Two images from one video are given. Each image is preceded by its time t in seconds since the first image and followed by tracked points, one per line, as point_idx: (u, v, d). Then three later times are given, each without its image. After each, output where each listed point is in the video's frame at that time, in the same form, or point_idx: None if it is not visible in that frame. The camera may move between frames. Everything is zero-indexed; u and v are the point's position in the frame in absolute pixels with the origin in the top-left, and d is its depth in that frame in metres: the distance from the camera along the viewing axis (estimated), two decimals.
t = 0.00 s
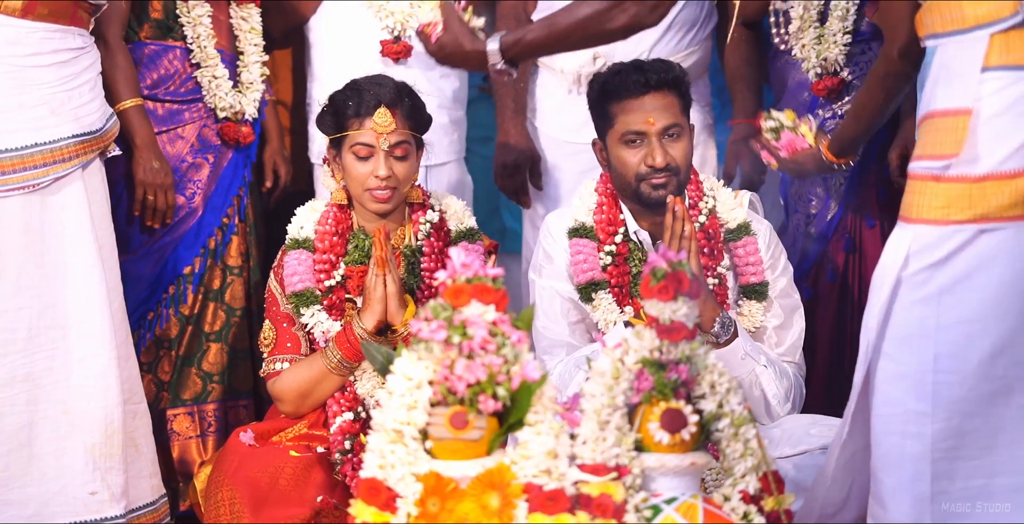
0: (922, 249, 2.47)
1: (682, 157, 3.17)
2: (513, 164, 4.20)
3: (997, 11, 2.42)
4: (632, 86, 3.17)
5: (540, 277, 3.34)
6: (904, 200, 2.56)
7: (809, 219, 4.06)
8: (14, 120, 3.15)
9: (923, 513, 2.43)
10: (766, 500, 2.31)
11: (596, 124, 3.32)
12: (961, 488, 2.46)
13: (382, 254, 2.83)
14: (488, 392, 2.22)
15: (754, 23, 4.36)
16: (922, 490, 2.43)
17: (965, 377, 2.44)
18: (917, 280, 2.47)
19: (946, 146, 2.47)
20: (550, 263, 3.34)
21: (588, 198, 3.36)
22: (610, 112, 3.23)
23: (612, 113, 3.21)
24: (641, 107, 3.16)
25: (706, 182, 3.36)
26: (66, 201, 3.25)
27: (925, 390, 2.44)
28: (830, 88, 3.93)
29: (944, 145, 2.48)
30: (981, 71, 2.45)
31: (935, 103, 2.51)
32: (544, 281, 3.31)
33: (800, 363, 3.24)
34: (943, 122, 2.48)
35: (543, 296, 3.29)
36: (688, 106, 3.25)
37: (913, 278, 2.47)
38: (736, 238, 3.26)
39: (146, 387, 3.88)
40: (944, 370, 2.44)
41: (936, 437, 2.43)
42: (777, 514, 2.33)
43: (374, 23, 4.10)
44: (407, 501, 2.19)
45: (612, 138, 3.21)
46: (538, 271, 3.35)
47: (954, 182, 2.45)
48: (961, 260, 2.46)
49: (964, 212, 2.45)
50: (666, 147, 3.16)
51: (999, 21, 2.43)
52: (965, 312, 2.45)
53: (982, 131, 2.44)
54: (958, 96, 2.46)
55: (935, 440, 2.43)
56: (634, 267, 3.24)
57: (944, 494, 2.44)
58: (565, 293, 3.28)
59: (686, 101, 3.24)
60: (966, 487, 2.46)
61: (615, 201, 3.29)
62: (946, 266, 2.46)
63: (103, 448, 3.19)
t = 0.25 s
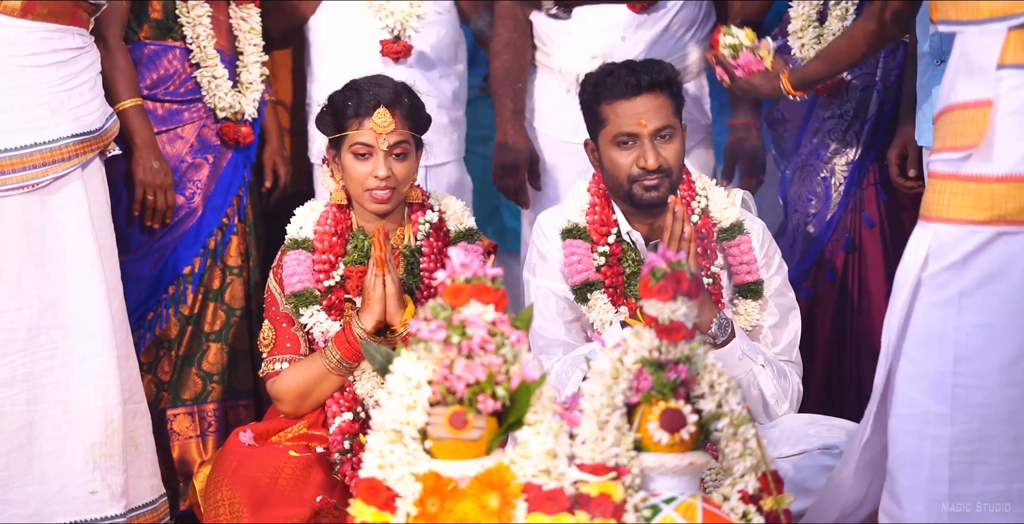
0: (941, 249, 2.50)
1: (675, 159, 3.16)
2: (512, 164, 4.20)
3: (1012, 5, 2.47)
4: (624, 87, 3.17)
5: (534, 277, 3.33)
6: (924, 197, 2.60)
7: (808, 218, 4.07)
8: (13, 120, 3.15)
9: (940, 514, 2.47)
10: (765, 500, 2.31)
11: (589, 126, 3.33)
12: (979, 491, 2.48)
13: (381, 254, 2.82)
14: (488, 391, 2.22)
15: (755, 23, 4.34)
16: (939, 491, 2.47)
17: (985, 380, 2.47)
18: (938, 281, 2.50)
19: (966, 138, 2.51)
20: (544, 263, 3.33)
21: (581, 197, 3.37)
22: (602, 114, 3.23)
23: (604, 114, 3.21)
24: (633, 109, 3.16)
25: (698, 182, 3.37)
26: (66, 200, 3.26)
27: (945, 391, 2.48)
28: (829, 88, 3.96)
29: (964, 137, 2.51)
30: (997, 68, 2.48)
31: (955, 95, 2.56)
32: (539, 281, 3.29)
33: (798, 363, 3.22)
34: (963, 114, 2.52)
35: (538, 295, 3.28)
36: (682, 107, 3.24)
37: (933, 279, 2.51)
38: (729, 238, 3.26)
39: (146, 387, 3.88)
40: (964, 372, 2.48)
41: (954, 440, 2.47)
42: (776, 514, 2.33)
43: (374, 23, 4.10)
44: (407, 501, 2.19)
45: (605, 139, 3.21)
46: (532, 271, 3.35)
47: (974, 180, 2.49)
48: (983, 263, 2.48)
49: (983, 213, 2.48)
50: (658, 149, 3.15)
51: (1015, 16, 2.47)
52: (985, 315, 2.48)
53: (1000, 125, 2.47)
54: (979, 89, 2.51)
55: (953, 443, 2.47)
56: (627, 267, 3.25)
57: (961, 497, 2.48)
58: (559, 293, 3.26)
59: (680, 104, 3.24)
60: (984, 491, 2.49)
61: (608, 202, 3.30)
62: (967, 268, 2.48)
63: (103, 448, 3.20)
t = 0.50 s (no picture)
0: (961, 248, 2.50)
1: (665, 160, 3.15)
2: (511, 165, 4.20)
3: None
4: (612, 88, 3.16)
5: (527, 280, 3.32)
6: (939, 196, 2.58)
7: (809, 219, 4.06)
8: (13, 120, 3.15)
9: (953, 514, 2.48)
10: (764, 500, 2.31)
11: (578, 128, 3.32)
12: (993, 493, 2.49)
13: (380, 255, 2.82)
14: (487, 392, 2.22)
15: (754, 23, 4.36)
16: (953, 491, 2.48)
17: (1003, 383, 2.49)
18: (958, 281, 2.51)
19: (986, 134, 2.49)
20: (536, 264, 3.33)
21: (571, 199, 3.36)
22: (591, 115, 3.23)
23: (593, 115, 3.21)
24: (622, 110, 3.16)
25: (688, 182, 3.39)
26: (66, 200, 3.26)
27: (963, 392, 2.49)
28: (830, 87, 4.00)
29: (984, 133, 2.50)
30: (1013, 67, 2.48)
31: (971, 92, 2.55)
32: (532, 282, 3.29)
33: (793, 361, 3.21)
34: (980, 111, 2.52)
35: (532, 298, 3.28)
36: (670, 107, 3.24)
37: (953, 279, 2.51)
38: (721, 237, 3.26)
39: (146, 387, 3.88)
40: (982, 374, 2.49)
41: (970, 441, 2.48)
42: (776, 514, 2.33)
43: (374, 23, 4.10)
44: (406, 501, 2.20)
45: (595, 141, 3.21)
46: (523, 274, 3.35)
47: (992, 180, 2.48)
48: (1004, 263, 2.49)
49: (1000, 213, 2.48)
50: (648, 150, 3.15)
51: None
52: (1004, 317, 2.49)
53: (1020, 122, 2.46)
54: (996, 86, 2.50)
55: (969, 444, 2.48)
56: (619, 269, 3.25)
57: (974, 498, 2.49)
58: (552, 293, 3.27)
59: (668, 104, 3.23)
60: (998, 493, 2.50)
61: (597, 204, 3.30)
62: (987, 270, 2.49)
63: (103, 448, 3.20)
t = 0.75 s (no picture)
0: (978, 245, 2.55)
1: (653, 160, 3.14)
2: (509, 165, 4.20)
3: None
4: (599, 89, 3.15)
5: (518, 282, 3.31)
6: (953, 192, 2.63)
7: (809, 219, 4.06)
8: (13, 120, 3.15)
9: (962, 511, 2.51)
10: (764, 500, 2.31)
11: (566, 128, 3.30)
12: (1001, 491, 2.54)
13: (380, 255, 2.82)
14: (487, 392, 2.22)
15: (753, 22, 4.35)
16: (962, 487, 2.52)
17: (1014, 381, 2.54)
18: (973, 279, 2.56)
19: (1003, 129, 2.55)
20: (526, 266, 3.33)
21: (560, 200, 3.34)
22: (579, 116, 3.21)
23: (581, 116, 3.20)
24: (610, 110, 3.14)
25: (676, 180, 3.36)
26: (66, 201, 3.26)
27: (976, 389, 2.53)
28: (830, 87, 4.00)
29: (1001, 128, 2.55)
30: None
31: (989, 88, 2.62)
32: (523, 285, 3.29)
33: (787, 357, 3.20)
34: (999, 106, 2.57)
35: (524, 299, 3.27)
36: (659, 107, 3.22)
37: (970, 276, 2.56)
38: (711, 235, 3.24)
39: (146, 388, 3.88)
40: (995, 371, 2.54)
41: (981, 438, 2.52)
42: (776, 514, 2.33)
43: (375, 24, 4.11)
44: (406, 502, 2.20)
45: (583, 142, 3.19)
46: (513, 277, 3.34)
47: (1010, 177, 2.53)
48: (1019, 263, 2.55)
49: (1016, 211, 2.53)
50: (637, 150, 3.13)
51: None
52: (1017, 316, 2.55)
53: None
54: (1015, 83, 2.57)
55: (980, 440, 2.52)
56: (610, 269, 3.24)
57: (983, 495, 2.53)
58: (544, 295, 3.26)
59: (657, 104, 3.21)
60: (1005, 491, 2.54)
61: (587, 205, 3.28)
62: (1003, 269, 2.55)
63: (103, 448, 3.20)
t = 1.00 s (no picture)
0: (986, 238, 2.59)
1: (648, 158, 3.15)
2: (508, 165, 4.21)
3: None
4: (594, 89, 3.16)
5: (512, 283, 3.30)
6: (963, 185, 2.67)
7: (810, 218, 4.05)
8: (14, 120, 3.15)
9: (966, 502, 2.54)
10: (765, 500, 2.31)
11: (558, 126, 3.30)
12: (1004, 482, 2.58)
13: (381, 254, 2.82)
14: (488, 392, 2.22)
15: (753, 23, 4.34)
16: (967, 478, 2.55)
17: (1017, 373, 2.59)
18: (979, 271, 2.60)
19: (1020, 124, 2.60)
20: (521, 267, 3.32)
21: (553, 200, 3.33)
22: (573, 116, 3.21)
23: (575, 115, 3.20)
24: (604, 110, 3.15)
25: (670, 179, 3.35)
26: (66, 200, 3.26)
27: (981, 380, 2.57)
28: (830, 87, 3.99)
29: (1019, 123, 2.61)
30: None
31: (1009, 82, 2.66)
32: (518, 286, 3.27)
33: (781, 353, 3.20)
34: (1018, 101, 2.62)
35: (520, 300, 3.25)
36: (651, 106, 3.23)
37: (976, 268, 2.60)
38: (705, 233, 3.24)
39: (147, 387, 3.88)
40: (1000, 363, 2.59)
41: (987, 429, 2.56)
42: (776, 514, 2.33)
43: (375, 24, 4.11)
44: (407, 501, 2.20)
45: (577, 141, 3.20)
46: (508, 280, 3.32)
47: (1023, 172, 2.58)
48: None
49: None
50: (631, 149, 3.14)
51: None
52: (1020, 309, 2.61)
53: None
54: None
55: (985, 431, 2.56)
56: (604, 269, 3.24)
57: (986, 486, 2.56)
58: (540, 296, 3.24)
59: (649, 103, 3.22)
60: (1009, 484, 2.58)
61: (581, 205, 3.28)
62: (1008, 262, 2.60)
63: (103, 448, 3.20)
